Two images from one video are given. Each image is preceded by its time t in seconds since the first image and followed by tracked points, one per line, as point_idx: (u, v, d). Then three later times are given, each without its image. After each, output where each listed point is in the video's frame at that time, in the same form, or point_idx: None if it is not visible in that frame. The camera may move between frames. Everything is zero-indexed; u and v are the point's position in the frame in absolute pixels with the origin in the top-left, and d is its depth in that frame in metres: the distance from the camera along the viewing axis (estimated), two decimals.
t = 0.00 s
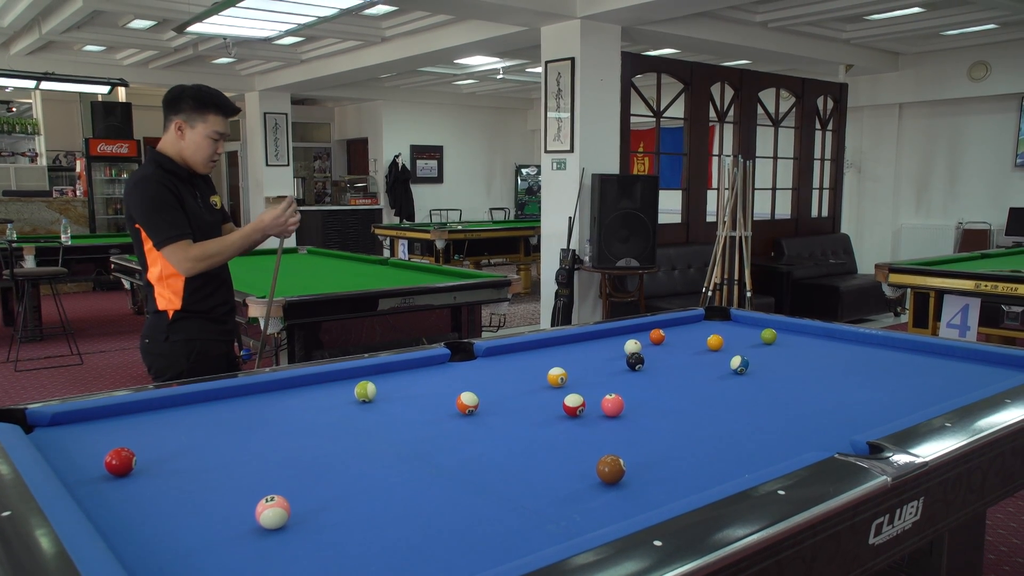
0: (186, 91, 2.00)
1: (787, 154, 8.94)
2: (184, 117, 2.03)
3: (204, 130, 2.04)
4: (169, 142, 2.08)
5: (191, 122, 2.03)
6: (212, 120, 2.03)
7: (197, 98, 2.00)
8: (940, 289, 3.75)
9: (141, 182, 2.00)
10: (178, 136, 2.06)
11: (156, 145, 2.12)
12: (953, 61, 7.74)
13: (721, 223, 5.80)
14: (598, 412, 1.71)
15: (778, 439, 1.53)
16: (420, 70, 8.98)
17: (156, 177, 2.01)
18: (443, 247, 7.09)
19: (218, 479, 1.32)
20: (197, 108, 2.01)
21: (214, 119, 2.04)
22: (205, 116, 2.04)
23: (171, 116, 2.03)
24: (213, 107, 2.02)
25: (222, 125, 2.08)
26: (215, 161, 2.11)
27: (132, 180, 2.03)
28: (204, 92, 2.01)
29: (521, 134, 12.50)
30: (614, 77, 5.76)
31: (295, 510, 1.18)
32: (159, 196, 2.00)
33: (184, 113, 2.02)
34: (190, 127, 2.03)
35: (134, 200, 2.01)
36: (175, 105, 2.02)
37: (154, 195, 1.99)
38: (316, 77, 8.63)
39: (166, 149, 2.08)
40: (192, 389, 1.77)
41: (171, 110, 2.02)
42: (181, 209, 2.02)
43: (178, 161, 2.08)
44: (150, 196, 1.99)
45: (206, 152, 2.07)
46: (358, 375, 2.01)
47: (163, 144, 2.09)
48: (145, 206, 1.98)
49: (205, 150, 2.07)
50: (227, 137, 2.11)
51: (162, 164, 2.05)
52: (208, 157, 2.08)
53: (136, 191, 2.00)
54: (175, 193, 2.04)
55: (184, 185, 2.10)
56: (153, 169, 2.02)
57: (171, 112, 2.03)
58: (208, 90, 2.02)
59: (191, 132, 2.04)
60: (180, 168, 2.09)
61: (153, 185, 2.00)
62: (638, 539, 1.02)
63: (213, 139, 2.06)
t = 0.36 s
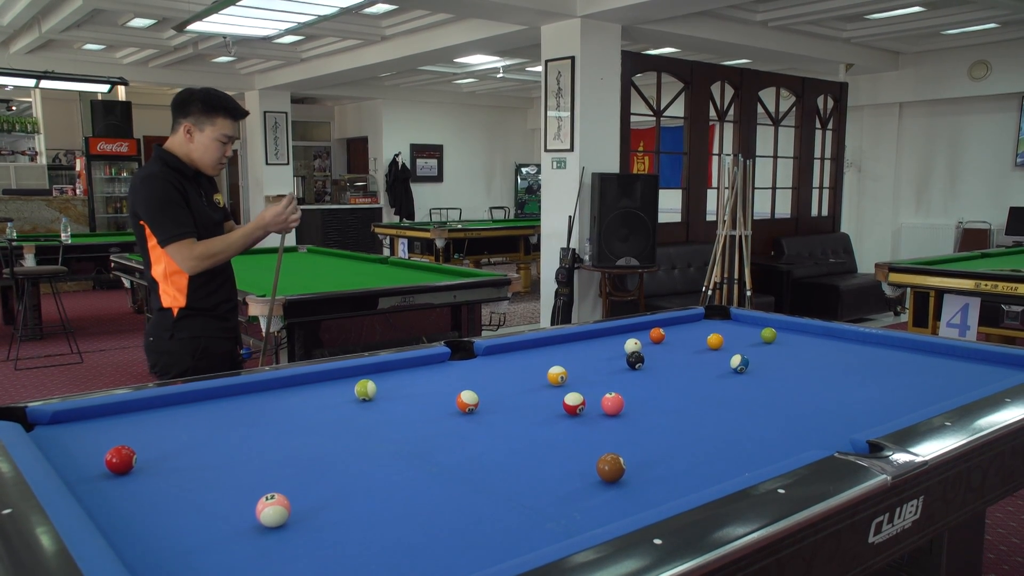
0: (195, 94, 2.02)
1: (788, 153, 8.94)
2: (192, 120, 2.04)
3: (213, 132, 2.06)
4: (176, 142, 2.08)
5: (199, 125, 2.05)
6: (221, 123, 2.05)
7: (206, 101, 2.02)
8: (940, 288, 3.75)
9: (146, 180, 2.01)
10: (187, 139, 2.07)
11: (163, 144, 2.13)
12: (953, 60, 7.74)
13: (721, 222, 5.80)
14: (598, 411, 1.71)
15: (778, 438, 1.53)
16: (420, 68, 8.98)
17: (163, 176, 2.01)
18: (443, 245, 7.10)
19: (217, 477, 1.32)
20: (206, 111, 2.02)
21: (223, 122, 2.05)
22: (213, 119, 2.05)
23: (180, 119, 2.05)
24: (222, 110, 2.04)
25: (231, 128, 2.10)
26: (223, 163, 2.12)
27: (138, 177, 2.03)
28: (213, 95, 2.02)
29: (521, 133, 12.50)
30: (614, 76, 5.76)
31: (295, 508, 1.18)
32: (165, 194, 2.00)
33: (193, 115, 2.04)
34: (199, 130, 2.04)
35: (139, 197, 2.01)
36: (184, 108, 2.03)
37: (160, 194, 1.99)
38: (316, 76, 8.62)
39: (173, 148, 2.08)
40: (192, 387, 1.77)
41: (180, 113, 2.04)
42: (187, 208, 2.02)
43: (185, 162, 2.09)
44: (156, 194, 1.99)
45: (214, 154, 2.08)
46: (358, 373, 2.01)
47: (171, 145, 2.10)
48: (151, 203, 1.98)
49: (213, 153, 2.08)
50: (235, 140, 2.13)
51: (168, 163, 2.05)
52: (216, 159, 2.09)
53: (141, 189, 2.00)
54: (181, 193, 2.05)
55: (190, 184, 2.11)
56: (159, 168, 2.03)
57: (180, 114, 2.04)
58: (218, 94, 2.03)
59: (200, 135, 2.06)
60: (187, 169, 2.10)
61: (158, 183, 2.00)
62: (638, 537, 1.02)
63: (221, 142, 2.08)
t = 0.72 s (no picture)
0: (201, 94, 2.03)
1: (787, 151, 8.95)
2: (200, 120, 2.05)
3: (221, 131, 2.07)
4: (183, 142, 2.09)
5: (207, 124, 2.06)
6: (228, 121, 2.06)
7: (212, 100, 2.03)
8: (940, 287, 3.75)
9: (155, 179, 2.01)
10: (195, 138, 2.08)
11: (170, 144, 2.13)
12: (953, 59, 7.73)
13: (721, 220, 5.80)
14: (598, 409, 1.71)
15: (777, 436, 1.53)
16: (420, 67, 8.98)
17: (172, 176, 2.02)
18: (443, 244, 7.10)
19: (218, 475, 1.32)
20: (213, 110, 2.03)
21: (229, 120, 2.06)
22: (220, 118, 2.06)
23: (187, 119, 2.06)
24: (229, 109, 2.05)
25: (237, 126, 2.11)
26: (231, 161, 2.13)
27: (146, 178, 2.04)
28: (219, 94, 2.03)
29: (521, 132, 12.51)
30: (614, 74, 5.75)
31: (294, 507, 1.18)
32: (174, 193, 2.00)
33: (199, 116, 2.05)
34: (206, 129, 2.05)
35: (149, 197, 2.01)
36: (191, 108, 2.04)
37: (169, 193, 2.00)
38: (316, 74, 8.61)
39: (180, 148, 2.09)
40: (193, 386, 1.77)
41: (187, 113, 2.05)
42: (197, 207, 2.03)
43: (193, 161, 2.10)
44: (165, 194, 1.99)
45: (223, 152, 2.09)
46: (358, 372, 2.02)
47: (178, 144, 2.10)
48: (159, 203, 1.99)
49: (222, 151, 2.09)
50: (242, 138, 2.14)
51: (176, 163, 2.06)
52: (224, 158, 2.10)
53: (150, 189, 2.01)
54: (190, 192, 2.05)
55: (198, 183, 2.11)
56: (167, 167, 2.03)
57: (187, 114, 2.05)
58: (225, 93, 2.04)
59: (207, 134, 2.07)
60: (195, 168, 2.11)
61: (167, 182, 2.00)
62: (638, 536, 1.02)
63: (229, 140, 2.09)
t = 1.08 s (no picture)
0: (213, 91, 2.04)
1: (788, 150, 8.95)
2: (212, 117, 2.06)
3: (233, 128, 2.08)
4: (195, 139, 2.10)
5: (219, 122, 2.06)
6: (240, 118, 2.07)
7: (224, 98, 2.04)
8: (941, 285, 3.75)
9: (168, 176, 2.02)
10: (207, 137, 2.08)
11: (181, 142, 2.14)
12: (954, 58, 7.73)
13: (721, 219, 5.80)
14: (599, 408, 1.71)
15: (778, 435, 1.53)
16: (421, 66, 8.97)
17: (185, 172, 2.02)
18: (443, 242, 7.09)
19: (218, 473, 1.32)
20: (225, 107, 2.04)
21: (241, 117, 2.07)
22: (231, 115, 2.07)
23: (199, 118, 2.06)
24: (241, 105, 2.06)
25: (248, 124, 2.12)
26: (242, 159, 2.14)
27: (159, 175, 2.04)
28: (230, 91, 2.04)
29: (521, 130, 12.51)
30: (615, 72, 5.75)
31: (294, 506, 1.18)
32: (188, 190, 2.01)
33: (211, 114, 2.06)
34: (218, 127, 2.06)
35: (162, 193, 2.02)
36: (203, 106, 2.05)
37: (183, 190, 2.00)
38: (316, 73, 8.61)
39: (192, 146, 2.10)
40: (193, 384, 1.77)
41: (199, 111, 2.06)
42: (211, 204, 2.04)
43: (205, 159, 2.10)
44: (178, 190, 2.00)
45: (235, 150, 2.10)
46: (358, 370, 2.02)
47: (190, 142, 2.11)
48: (173, 200, 1.99)
49: (234, 149, 2.10)
50: (253, 136, 2.15)
51: (188, 160, 2.06)
52: (236, 156, 2.11)
53: (164, 185, 2.01)
54: (202, 189, 2.06)
55: (210, 180, 2.12)
56: (179, 164, 2.04)
57: (199, 112, 2.06)
58: (236, 90, 2.06)
59: (220, 131, 2.07)
60: (207, 165, 2.11)
61: (180, 179, 2.01)
62: (637, 534, 1.02)
63: (241, 138, 2.10)
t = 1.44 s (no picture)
0: (240, 89, 2.06)
1: (788, 150, 8.94)
2: (238, 115, 2.09)
3: (259, 126, 2.10)
4: (221, 136, 2.12)
5: (245, 119, 2.09)
6: (265, 116, 2.09)
7: (252, 96, 2.06)
8: (942, 284, 3.74)
9: (195, 171, 2.03)
10: (233, 133, 2.10)
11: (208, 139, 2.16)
12: (955, 57, 7.73)
13: (722, 218, 5.80)
14: (599, 407, 1.71)
15: (780, 435, 1.52)
16: (421, 65, 8.98)
17: (212, 167, 2.04)
18: (443, 241, 7.09)
19: (218, 473, 1.32)
20: (251, 104, 2.06)
21: (267, 115, 2.10)
22: (258, 113, 2.10)
23: (226, 115, 2.09)
24: (267, 103, 2.09)
25: (273, 123, 2.14)
26: (267, 157, 2.16)
27: (187, 170, 2.06)
28: (258, 89, 2.07)
29: (522, 129, 12.51)
30: (615, 72, 5.75)
31: (295, 505, 1.18)
32: (214, 184, 2.02)
33: (238, 111, 2.08)
34: (245, 123, 2.09)
35: (188, 188, 2.03)
36: (229, 103, 2.08)
37: (210, 184, 2.01)
38: (317, 72, 8.60)
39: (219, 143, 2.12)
40: (193, 383, 1.77)
41: (226, 109, 2.08)
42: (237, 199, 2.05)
43: (231, 156, 2.12)
44: (205, 184, 2.01)
45: (261, 147, 2.12)
46: (358, 370, 2.01)
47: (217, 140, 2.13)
48: (200, 194, 2.00)
49: (260, 146, 2.12)
50: (277, 134, 2.17)
51: (214, 156, 2.08)
52: (262, 153, 2.13)
53: (191, 180, 2.02)
54: (228, 185, 2.07)
55: (235, 177, 2.13)
56: (206, 160, 2.05)
57: (226, 109, 2.08)
58: (262, 89, 2.08)
59: (246, 128, 2.10)
60: (232, 163, 2.13)
61: (207, 173, 2.02)
62: (638, 534, 1.02)
63: (267, 135, 2.12)
